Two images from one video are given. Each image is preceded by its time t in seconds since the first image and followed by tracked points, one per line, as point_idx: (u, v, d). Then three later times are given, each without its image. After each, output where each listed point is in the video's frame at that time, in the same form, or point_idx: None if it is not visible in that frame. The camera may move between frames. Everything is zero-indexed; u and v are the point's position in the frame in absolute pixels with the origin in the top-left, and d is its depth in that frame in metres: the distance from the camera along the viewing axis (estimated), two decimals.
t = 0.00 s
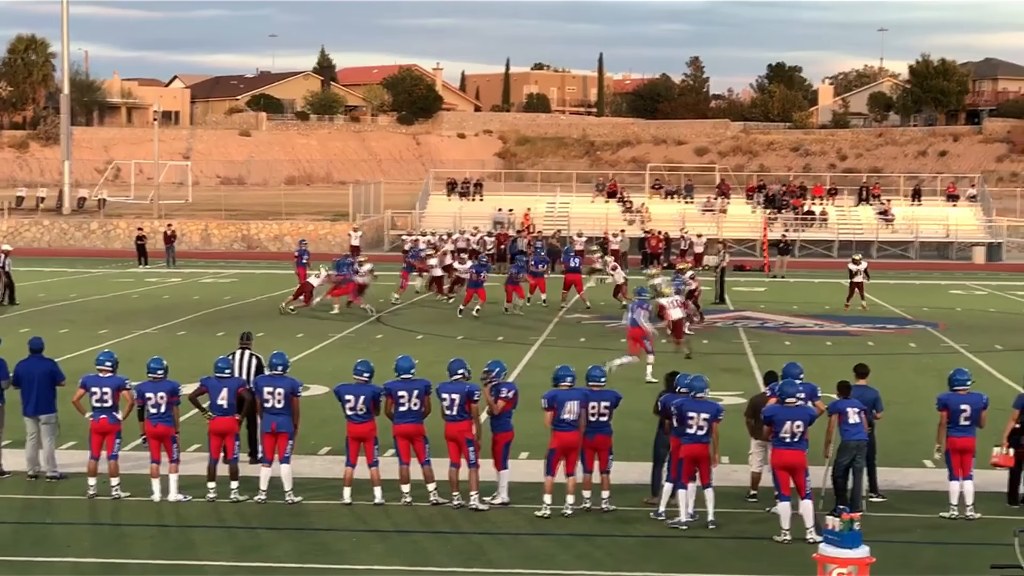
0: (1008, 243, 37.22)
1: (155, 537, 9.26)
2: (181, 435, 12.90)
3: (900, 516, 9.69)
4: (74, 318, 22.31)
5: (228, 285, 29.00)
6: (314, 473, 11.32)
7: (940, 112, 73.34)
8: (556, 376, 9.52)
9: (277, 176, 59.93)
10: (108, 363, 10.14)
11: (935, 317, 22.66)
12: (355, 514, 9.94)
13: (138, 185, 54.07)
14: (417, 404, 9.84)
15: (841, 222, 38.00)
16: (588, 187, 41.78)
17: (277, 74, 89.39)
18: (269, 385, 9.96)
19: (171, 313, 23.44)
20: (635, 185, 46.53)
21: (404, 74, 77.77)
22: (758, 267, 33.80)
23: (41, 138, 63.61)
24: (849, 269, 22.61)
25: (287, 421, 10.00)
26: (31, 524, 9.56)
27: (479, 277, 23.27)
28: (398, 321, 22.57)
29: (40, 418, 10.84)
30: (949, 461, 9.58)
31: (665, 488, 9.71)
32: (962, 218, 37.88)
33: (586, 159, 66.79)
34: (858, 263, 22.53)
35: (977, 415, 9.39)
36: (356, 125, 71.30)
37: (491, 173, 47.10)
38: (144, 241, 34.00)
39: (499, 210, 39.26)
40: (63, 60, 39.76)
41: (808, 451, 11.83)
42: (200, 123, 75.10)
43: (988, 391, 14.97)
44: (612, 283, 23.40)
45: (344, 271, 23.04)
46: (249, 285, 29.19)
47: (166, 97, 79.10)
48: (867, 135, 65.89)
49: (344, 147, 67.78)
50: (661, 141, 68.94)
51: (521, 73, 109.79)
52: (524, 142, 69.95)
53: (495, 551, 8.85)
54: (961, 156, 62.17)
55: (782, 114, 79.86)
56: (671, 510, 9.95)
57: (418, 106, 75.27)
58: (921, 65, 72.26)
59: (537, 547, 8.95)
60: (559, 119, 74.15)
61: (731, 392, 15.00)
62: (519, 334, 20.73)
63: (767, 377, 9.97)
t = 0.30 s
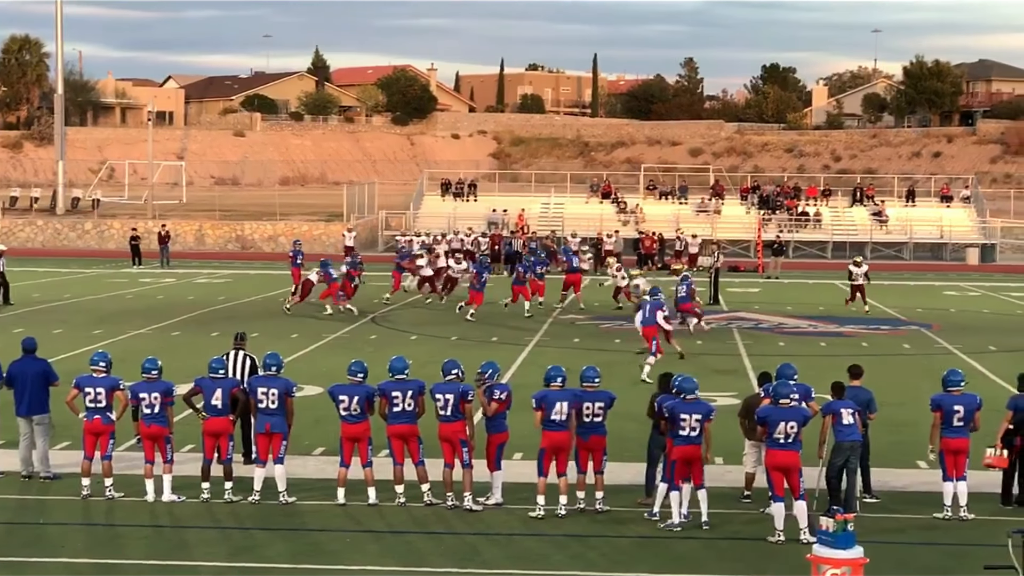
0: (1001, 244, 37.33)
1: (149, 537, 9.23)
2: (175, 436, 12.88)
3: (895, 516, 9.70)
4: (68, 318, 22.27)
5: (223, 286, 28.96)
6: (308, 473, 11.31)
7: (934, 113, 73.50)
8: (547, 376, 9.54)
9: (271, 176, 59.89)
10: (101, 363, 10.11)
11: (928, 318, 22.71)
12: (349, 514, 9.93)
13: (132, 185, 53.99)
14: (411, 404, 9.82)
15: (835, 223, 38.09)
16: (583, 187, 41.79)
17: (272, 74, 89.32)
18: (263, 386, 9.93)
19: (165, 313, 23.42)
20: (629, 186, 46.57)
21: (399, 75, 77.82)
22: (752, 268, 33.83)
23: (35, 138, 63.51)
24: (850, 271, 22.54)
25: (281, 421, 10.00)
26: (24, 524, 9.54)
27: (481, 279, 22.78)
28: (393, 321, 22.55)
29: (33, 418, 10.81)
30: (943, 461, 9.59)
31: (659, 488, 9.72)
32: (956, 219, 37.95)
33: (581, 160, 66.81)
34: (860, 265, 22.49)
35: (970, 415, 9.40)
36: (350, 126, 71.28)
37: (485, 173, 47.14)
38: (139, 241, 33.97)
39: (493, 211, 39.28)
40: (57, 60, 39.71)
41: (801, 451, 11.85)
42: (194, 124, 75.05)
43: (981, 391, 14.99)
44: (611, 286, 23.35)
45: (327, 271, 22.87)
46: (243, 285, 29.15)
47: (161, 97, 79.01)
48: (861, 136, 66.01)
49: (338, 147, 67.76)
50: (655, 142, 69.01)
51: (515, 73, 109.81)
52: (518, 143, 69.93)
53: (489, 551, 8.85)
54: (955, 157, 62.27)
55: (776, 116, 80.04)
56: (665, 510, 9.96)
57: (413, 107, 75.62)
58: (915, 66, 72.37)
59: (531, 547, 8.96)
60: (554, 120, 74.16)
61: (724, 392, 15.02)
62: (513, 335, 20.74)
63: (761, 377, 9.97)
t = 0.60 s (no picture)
0: (995, 244, 37.40)
1: (143, 537, 9.22)
2: (168, 435, 12.87)
3: (888, 516, 9.71)
4: (61, 318, 22.23)
5: (216, 285, 28.89)
6: (301, 473, 11.29)
7: (928, 113, 73.63)
8: (538, 376, 9.53)
9: (265, 176, 59.81)
10: (95, 363, 10.09)
11: (922, 318, 22.74)
12: (343, 514, 9.92)
13: (126, 184, 53.91)
14: (405, 404, 9.82)
15: (828, 222, 38.12)
16: (576, 187, 41.80)
17: (266, 74, 89.19)
18: (257, 385, 9.92)
19: (158, 312, 23.37)
20: (622, 185, 46.60)
21: (393, 74, 77.77)
22: (746, 268, 33.85)
23: (28, 137, 63.39)
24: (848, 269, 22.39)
25: (274, 421, 9.96)
26: (17, 524, 9.52)
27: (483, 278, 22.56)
28: (386, 321, 22.55)
29: (26, 418, 10.79)
30: (936, 461, 9.60)
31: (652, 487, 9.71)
32: (950, 219, 38.00)
33: (575, 160, 66.78)
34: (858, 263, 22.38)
35: (963, 415, 9.40)
36: (344, 126, 71.24)
37: (479, 173, 47.13)
38: (132, 241, 33.91)
39: (487, 210, 39.26)
40: (50, 59, 39.62)
41: (795, 451, 11.86)
42: (188, 123, 74.98)
43: (975, 392, 15.00)
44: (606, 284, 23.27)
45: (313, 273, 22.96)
46: (236, 285, 29.09)
47: (154, 97, 78.89)
48: (855, 136, 66.08)
49: (332, 147, 67.65)
50: (649, 142, 69.01)
51: (509, 73, 109.81)
52: (512, 142, 69.85)
53: (483, 551, 8.84)
54: (949, 157, 62.37)
55: (770, 115, 80.16)
56: (659, 510, 9.96)
57: (407, 106, 75.38)
58: (909, 66, 72.47)
59: (524, 547, 8.95)
60: (547, 119, 74.15)
61: (717, 392, 15.03)
62: (507, 335, 20.74)
63: (754, 377, 9.97)
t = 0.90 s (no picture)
0: (989, 243, 37.43)
1: (137, 536, 9.21)
2: (162, 434, 12.85)
3: (882, 515, 9.72)
4: (56, 317, 22.21)
5: (210, 285, 28.83)
6: (296, 472, 11.28)
7: (922, 112, 73.68)
8: (530, 375, 9.53)
9: (260, 175, 59.73)
10: (89, 362, 10.08)
11: (917, 317, 22.76)
12: (337, 513, 9.92)
13: (121, 183, 53.84)
14: (400, 403, 9.80)
15: (823, 221, 38.14)
16: (571, 187, 41.83)
17: (261, 73, 89.14)
18: (252, 384, 9.90)
19: (152, 312, 23.31)
20: (617, 184, 46.62)
21: (387, 73, 77.76)
22: (741, 267, 33.87)
23: (22, 136, 63.34)
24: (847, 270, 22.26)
25: (269, 420, 9.97)
26: (11, 523, 9.50)
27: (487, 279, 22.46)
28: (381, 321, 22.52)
29: (20, 417, 10.76)
30: (931, 460, 9.61)
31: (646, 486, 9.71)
32: (944, 219, 38.01)
33: (570, 159, 66.75)
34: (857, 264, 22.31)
35: (958, 415, 9.41)
36: (339, 125, 71.23)
37: (474, 173, 47.14)
38: (127, 240, 33.87)
39: (482, 210, 39.26)
40: (44, 58, 39.53)
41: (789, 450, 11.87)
42: (182, 122, 74.94)
43: (970, 391, 15.00)
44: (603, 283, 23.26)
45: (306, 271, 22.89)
46: (230, 284, 29.03)
47: (149, 96, 78.83)
48: (850, 135, 66.20)
49: (327, 146, 67.58)
50: (644, 141, 69.00)
51: (504, 72, 109.81)
52: (507, 141, 69.78)
53: (477, 550, 8.84)
54: (943, 156, 62.45)
55: (765, 114, 80.26)
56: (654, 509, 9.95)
57: (402, 105, 76.06)
58: (904, 65, 72.57)
59: (519, 546, 8.95)
60: (542, 119, 74.15)
61: (712, 391, 15.04)
62: (502, 334, 20.73)
63: (748, 376, 9.97)
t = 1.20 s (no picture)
0: (985, 242, 37.44)
1: (132, 535, 9.19)
2: (157, 434, 12.83)
3: (877, 514, 9.72)
4: (51, 316, 22.16)
5: (205, 284, 28.80)
6: (292, 472, 11.27)
7: (917, 111, 73.75)
8: (522, 374, 9.53)
9: (255, 174, 59.67)
10: (84, 361, 10.06)
11: (912, 316, 22.77)
12: (332, 513, 9.90)
13: (116, 182, 53.77)
14: (395, 402, 9.79)
15: (818, 221, 38.14)
16: (566, 186, 41.85)
17: (256, 72, 89.07)
18: (247, 383, 9.89)
19: (147, 311, 23.27)
20: (612, 183, 46.61)
21: (382, 72, 77.83)
22: (736, 266, 33.93)
23: (17, 135, 63.27)
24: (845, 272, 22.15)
25: (264, 419, 9.96)
26: (5, 523, 9.47)
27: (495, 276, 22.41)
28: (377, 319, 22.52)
29: (15, 416, 10.73)
30: (926, 459, 9.60)
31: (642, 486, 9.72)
32: (939, 218, 38.02)
33: (565, 158, 66.73)
34: (855, 266, 22.17)
35: (952, 413, 9.42)
36: (335, 124, 71.16)
37: (469, 172, 47.11)
38: (122, 239, 33.81)
39: (478, 209, 39.23)
40: (39, 57, 39.45)
41: (784, 449, 11.87)
42: (177, 121, 74.88)
43: (965, 389, 15.01)
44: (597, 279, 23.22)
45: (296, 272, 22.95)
46: (225, 283, 29.00)
47: (144, 95, 78.77)
48: (845, 134, 66.28)
49: (322, 145, 67.53)
50: (639, 140, 68.97)
51: (499, 71, 109.82)
52: (502, 140, 69.74)
53: (473, 549, 8.82)
54: (938, 155, 62.46)
55: (760, 113, 80.38)
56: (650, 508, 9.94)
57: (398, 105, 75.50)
58: (899, 64, 72.64)
59: (514, 545, 8.94)
60: (537, 118, 74.11)
61: (708, 390, 15.03)
62: (497, 333, 20.70)
63: (744, 376, 9.97)
